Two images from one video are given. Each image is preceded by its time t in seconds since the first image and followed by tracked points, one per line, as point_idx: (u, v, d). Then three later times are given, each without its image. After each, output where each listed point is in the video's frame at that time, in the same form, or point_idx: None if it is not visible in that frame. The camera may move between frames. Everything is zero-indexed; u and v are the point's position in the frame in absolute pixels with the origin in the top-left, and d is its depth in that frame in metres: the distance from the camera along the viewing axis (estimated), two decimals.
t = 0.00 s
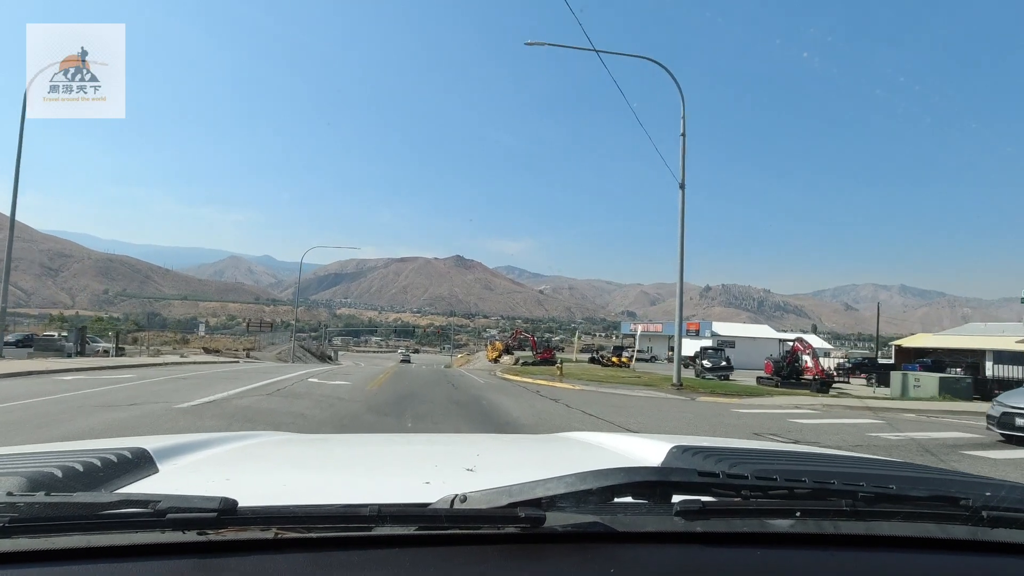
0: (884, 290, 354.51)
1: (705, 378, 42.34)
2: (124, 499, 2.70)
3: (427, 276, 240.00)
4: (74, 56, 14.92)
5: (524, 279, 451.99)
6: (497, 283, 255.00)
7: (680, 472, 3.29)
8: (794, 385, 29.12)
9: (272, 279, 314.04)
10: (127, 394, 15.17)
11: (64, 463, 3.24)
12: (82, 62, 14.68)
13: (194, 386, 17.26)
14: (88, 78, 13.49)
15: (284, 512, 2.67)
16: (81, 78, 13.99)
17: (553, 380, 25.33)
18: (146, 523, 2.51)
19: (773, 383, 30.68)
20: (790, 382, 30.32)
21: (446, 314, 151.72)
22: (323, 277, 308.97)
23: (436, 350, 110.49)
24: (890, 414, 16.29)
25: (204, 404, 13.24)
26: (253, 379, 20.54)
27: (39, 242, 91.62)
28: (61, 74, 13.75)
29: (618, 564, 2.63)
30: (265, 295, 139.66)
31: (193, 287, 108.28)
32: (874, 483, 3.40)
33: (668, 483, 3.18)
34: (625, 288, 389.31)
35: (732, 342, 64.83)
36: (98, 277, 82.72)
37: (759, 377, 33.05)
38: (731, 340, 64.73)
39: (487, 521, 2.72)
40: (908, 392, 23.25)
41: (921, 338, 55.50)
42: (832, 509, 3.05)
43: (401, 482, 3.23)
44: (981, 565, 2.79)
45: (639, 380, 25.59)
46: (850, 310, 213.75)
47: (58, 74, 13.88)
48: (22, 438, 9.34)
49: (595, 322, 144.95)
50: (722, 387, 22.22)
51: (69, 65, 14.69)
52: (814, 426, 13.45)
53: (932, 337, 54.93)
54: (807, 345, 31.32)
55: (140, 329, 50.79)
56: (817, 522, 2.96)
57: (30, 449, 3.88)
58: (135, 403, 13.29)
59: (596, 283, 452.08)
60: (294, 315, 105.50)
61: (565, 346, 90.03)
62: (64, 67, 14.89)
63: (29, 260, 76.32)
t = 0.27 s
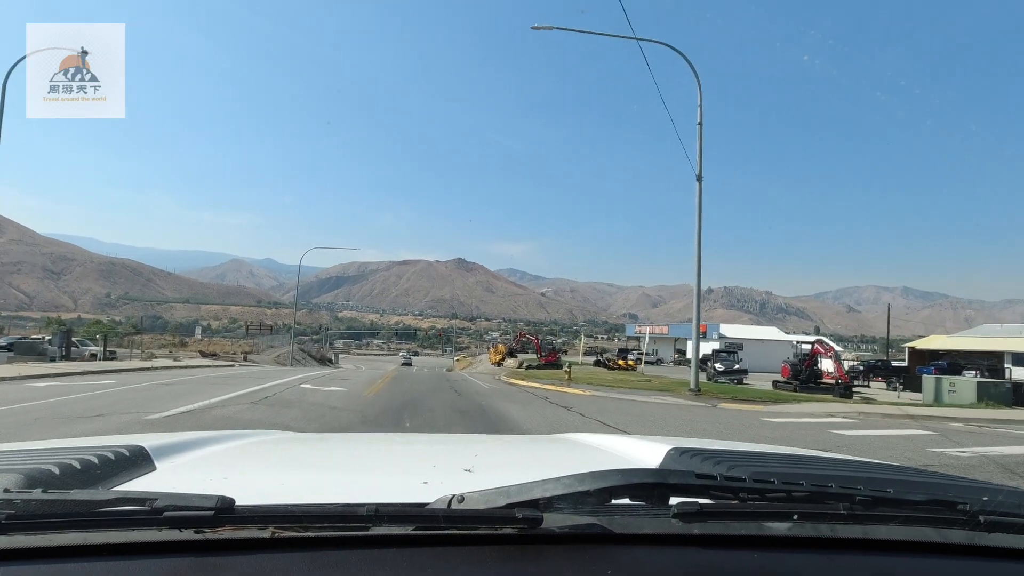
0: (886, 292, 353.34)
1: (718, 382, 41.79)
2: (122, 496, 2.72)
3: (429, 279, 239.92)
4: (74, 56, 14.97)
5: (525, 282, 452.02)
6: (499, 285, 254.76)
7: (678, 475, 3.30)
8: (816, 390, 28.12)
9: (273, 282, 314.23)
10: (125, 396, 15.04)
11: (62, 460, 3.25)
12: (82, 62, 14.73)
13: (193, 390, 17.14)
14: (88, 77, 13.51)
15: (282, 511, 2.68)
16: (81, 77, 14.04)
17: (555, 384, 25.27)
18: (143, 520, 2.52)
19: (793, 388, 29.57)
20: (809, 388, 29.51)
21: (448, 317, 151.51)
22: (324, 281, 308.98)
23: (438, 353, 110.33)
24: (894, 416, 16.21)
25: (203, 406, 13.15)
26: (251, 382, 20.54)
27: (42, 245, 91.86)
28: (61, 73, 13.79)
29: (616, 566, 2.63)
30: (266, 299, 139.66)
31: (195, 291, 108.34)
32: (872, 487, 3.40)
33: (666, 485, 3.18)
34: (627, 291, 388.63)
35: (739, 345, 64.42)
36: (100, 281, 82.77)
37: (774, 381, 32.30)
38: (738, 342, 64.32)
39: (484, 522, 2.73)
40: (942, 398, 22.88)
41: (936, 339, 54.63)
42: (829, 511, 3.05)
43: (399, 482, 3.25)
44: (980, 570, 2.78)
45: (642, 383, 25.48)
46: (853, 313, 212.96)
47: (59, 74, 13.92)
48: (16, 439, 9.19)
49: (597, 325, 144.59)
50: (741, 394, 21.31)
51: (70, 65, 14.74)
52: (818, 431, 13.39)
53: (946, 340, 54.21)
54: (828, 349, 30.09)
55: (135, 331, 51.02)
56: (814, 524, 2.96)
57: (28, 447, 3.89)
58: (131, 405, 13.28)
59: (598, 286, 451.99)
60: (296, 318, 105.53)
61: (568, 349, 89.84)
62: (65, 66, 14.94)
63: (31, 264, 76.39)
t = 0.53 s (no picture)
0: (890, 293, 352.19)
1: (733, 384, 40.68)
2: (121, 504, 2.73)
3: (432, 280, 240.01)
4: (74, 56, 15.02)
5: (528, 283, 451.99)
6: (501, 287, 254.76)
7: (681, 481, 3.28)
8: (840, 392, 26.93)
9: (276, 284, 314.67)
10: (125, 402, 14.94)
11: (60, 469, 3.24)
12: (82, 61, 14.77)
13: (193, 394, 17.15)
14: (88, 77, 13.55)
15: (282, 521, 2.66)
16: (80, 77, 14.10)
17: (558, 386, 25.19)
18: (142, 530, 2.52)
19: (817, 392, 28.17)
20: (831, 391, 28.08)
21: (450, 319, 151.55)
22: (326, 283, 309.29)
23: (440, 354, 110.37)
24: (900, 418, 16.11)
25: (204, 412, 13.02)
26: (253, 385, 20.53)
27: (45, 248, 92.18)
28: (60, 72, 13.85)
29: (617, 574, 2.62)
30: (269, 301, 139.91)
31: (197, 293, 108.62)
32: (873, 493, 3.40)
33: (667, 493, 3.16)
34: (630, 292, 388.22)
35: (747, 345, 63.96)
36: (103, 283, 83.03)
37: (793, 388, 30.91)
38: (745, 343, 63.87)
39: (484, 531, 2.72)
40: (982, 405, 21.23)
41: (952, 341, 53.90)
42: (831, 519, 3.03)
43: (399, 490, 3.23)
44: None
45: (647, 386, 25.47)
46: (855, 313, 212.55)
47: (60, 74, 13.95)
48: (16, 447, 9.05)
49: (599, 326, 144.40)
50: (762, 398, 20.35)
51: (70, 65, 14.78)
52: (823, 435, 13.31)
53: (963, 341, 53.34)
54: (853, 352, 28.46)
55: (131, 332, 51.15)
56: (816, 532, 2.94)
57: (27, 456, 3.89)
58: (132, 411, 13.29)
59: (600, 287, 452.17)
60: (298, 320, 105.59)
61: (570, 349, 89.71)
62: (65, 66, 14.97)
63: (34, 266, 76.74)
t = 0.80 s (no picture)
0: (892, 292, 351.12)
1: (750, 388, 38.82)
2: (122, 506, 2.73)
3: (434, 280, 239.98)
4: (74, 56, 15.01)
5: (530, 283, 451.97)
6: (503, 286, 254.71)
7: (680, 479, 3.28)
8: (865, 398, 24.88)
9: (278, 284, 315.26)
10: (126, 403, 14.88)
11: (62, 471, 3.26)
12: (82, 62, 14.76)
13: (197, 394, 17.20)
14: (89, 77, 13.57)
15: (283, 521, 2.67)
16: (82, 78, 14.14)
17: (561, 387, 25.13)
18: (142, 530, 2.53)
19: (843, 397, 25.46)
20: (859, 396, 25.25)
21: (453, 318, 151.53)
22: (328, 283, 309.55)
23: (443, 354, 110.38)
24: (904, 418, 16.02)
25: (205, 414, 12.94)
26: (256, 386, 20.59)
27: (48, 249, 92.41)
28: (61, 73, 13.88)
29: (617, 570, 2.62)
30: (271, 301, 140.05)
31: (200, 293, 108.87)
32: (875, 489, 3.39)
33: (668, 489, 3.16)
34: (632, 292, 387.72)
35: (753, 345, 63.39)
36: (105, 284, 83.20)
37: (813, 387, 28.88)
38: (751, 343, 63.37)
39: (484, 528, 2.72)
40: None
41: (968, 339, 53.40)
42: (831, 515, 3.03)
43: (400, 489, 3.24)
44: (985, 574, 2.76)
45: (650, 385, 25.45)
46: (858, 312, 211.77)
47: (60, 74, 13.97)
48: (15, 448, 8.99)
49: (602, 325, 144.18)
50: (785, 400, 19.40)
51: (70, 65, 14.77)
52: (827, 434, 13.24)
53: (981, 340, 52.69)
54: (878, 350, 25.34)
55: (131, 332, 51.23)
56: (816, 528, 2.94)
57: (27, 458, 3.89)
58: (136, 412, 13.35)
59: (602, 286, 451.97)
60: (300, 320, 105.63)
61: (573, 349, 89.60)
62: (65, 66, 14.96)
63: (37, 267, 77.00)
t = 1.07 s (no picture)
0: (896, 292, 350.26)
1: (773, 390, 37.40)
2: (120, 506, 2.75)
3: (436, 280, 240.12)
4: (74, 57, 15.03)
5: (532, 283, 451.89)
6: (505, 286, 254.73)
7: (679, 486, 3.29)
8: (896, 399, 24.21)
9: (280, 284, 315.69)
10: (122, 405, 14.82)
11: (61, 470, 3.29)
12: (82, 62, 14.77)
13: (199, 395, 17.26)
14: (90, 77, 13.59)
15: (280, 525, 2.69)
16: (83, 79, 14.17)
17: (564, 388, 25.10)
18: (141, 531, 2.54)
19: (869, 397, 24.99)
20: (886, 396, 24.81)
21: (455, 318, 151.55)
22: (330, 282, 309.91)
23: (445, 354, 110.47)
24: (909, 419, 15.95)
25: (201, 416, 12.86)
26: (258, 386, 20.66)
27: (51, 248, 92.67)
28: (62, 74, 13.92)
29: None
30: (274, 300, 140.29)
31: (202, 292, 109.14)
32: (874, 499, 3.39)
33: (666, 497, 3.17)
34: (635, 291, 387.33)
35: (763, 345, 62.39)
36: (108, 283, 83.43)
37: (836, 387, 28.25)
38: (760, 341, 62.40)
39: (484, 534, 2.73)
40: None
41: (983, 339, 52.92)
42: (829, 524, 3.03)
43: (398, 493, 3.25)
44: None
45: (653, 387, 25.45)
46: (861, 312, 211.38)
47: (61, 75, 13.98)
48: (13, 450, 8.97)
49: (604, 325, 144.07)
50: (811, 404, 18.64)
51: (70, 65, 14.77)
52: (831, 437, 13.21)
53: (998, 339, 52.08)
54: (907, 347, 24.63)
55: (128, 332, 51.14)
56: (814, 536, 2.94)
57: (25, 457, 3.92)
58: (140, 413, 13.42)
59: (604, 286, 451.97)
60: (303, 320, 105.71)
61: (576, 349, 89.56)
62: (65, 67, 14.97)
63: (40, 266, 77.29)
